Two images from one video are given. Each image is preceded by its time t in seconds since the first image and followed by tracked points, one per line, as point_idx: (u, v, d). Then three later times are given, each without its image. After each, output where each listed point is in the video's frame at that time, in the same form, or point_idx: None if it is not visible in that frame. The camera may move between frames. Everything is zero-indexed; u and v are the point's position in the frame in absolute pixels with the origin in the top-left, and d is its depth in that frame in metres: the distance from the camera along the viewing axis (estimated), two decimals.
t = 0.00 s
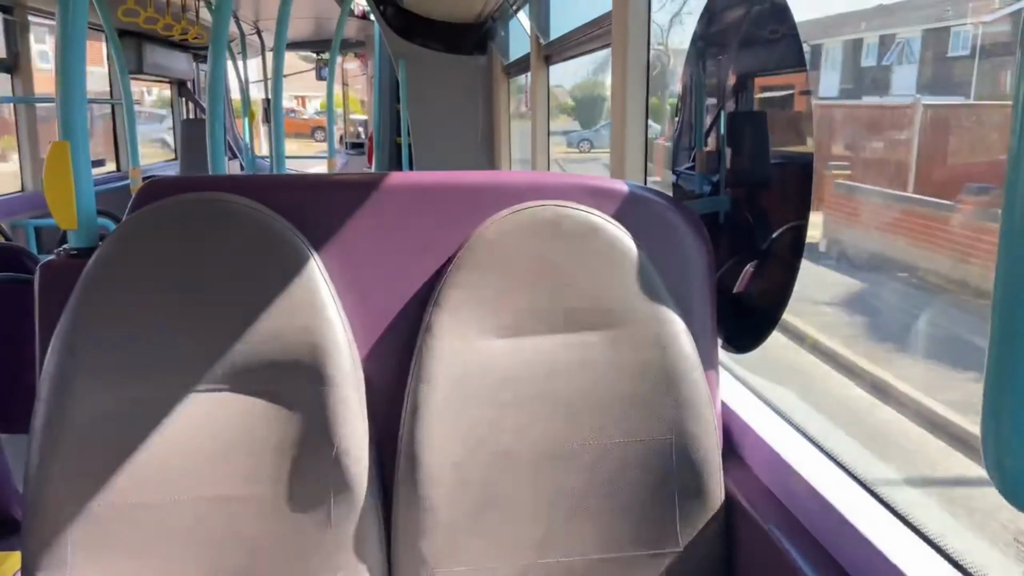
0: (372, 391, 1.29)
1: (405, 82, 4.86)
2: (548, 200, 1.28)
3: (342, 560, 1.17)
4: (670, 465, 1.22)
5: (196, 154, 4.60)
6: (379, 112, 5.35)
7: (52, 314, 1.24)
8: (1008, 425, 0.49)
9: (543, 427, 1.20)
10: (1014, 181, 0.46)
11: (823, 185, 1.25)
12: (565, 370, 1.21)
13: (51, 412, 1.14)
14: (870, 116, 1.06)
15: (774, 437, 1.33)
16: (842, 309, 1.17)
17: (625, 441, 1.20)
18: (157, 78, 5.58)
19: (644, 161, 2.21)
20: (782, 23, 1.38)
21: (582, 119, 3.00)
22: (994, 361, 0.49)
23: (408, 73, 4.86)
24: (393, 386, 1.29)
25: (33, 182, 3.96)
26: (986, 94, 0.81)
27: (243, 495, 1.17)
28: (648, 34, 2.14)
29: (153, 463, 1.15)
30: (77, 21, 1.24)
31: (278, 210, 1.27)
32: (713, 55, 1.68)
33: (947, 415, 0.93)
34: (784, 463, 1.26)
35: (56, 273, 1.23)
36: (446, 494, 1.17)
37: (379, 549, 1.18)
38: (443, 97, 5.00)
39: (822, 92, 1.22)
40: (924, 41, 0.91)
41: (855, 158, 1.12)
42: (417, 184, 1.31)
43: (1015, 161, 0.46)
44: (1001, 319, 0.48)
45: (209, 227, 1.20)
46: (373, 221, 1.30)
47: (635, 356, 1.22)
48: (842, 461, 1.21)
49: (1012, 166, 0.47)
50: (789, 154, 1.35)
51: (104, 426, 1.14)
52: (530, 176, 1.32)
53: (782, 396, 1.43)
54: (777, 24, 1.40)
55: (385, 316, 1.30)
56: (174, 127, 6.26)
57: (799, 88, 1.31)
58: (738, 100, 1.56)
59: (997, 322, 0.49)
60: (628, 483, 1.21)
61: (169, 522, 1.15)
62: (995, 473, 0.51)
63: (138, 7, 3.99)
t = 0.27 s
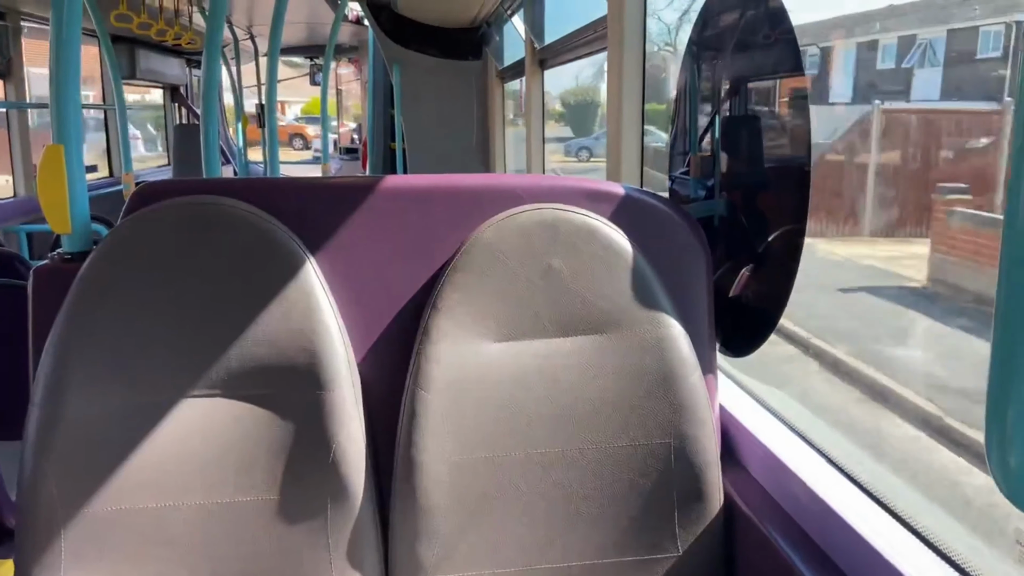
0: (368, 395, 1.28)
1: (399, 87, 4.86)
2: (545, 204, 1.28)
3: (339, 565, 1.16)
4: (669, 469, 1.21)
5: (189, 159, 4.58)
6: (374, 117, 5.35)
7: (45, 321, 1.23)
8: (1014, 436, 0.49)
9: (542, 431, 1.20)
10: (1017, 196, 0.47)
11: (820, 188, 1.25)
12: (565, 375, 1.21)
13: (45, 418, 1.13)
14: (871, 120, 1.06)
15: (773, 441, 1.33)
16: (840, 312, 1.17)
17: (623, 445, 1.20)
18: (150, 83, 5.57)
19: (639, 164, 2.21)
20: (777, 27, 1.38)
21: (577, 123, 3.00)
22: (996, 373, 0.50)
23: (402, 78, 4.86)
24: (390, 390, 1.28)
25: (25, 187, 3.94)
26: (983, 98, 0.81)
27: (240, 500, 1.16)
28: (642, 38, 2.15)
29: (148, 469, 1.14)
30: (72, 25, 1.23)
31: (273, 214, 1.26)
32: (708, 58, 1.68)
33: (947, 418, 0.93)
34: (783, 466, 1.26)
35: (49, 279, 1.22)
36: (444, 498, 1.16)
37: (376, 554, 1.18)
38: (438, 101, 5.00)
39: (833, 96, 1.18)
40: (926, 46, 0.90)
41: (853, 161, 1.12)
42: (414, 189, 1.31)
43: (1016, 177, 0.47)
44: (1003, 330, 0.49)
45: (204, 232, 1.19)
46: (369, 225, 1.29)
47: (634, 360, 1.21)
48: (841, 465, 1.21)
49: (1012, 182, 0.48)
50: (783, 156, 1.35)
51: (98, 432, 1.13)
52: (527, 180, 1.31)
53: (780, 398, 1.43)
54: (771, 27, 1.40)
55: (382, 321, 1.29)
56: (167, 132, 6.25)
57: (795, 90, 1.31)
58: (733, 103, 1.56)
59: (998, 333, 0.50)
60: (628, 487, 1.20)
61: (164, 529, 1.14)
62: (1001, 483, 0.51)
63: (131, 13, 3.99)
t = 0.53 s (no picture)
0: (363, 407, 1.28)
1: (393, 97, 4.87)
2: (540, 217, 1.28)
3: None
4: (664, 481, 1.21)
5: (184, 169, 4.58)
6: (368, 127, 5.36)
7: (40, 335, 1.23)
8: (1008, 456, 0.50)
9: (538, 444, 1.20)
10: (1005, 221, 0.48)
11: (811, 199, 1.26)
12: (561, 389, 1.21)
13: (39, 431, 1.12)
14: (881, 129, 1.00)
15: (767, 453, 1.34)
16: (833, 323, 1.18)
17: (617, 456, 1.20)
18: (144, 93, 5.57)
19: (633, 175, 2.22)
20: (768, 39, 1.40)
21: (571, 133, 3.01)
22: (986, 394, 0.51)
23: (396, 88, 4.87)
24: (385, 401, 1.28)
25: (18, 198, 3.93)
26: (978, 109, 0.83)
27: (235, 513, 1.15)
28: (635, 50, 2.16)
29: (144, 482, 1.14)
30: (68, 39, 1.24)
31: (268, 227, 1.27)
32: (701, 69, 1.70)
33: (940, 428, 0.94)
34: (777, 478, 1.27)
35: (44, 294, 1.23)
36: (439, 510, 1.16)
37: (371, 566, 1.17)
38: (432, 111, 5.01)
39: (845, 105, 1.11)
40: (949, 50, 0.87)
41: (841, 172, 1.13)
42: (409, 201, 1.31)
43: (1003, 202, 0.48)
44: (992, 352, 0.50)
45: (200, 246, 1.19)
46: (364, 238, 1.30)
47: (629, 374, 1.22)
48: (834, 476, 1.22)
49: (999, 206, 0.49)
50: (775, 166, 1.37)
51: (93, 445, 1.13)
52: (522, 193, 1.32)
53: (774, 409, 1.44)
54: (763, 39, 1.42)
55: (377, 333, 1.29)
56: (161, 142, 6.24)
57: (786, 102, 1.32)
58: (726, 114, 1.57)
59: (987, 354, 0.51)
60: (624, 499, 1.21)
61: (159, 543, 1.14)
62: (995, 502, 0.52)
63: (126, 24, 3.99)
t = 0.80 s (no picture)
0: (354, 413, 1.28)
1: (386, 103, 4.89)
2: (530, 225, 1.29)
3: None
4: (653, 488, 1.21)
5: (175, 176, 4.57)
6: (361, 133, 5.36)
7: (29, 343, 1.22)
8: (985, 461, 0.51)
9: (528, 452, 1.20)
10: (980, 231, 0.49)
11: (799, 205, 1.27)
12: (550, 396, 1.21)
13: (29, 439, 1.12)
14: (905, 138, 0.93)
15: (755, 458, 1.35)
16: (822, 329, 1.19)
17: (606, 462, 1.21)
18: (136, 100, 5.56)
19: (624, 180, 2.23)
20: (757, 46, 1.41)
21: (563, 140, 3.03)
22: (963, 400, 0.52)
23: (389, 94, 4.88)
24: (376, 407, 1.29)
25: (9, 204, 3.91)
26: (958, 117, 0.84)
27: (226, 520, 1.15)
28: (626, 56, 2.17)
29: (134, 489, 1.13)
30: (57, 48, 1.24)
31: (259, 234, 1.27)
32: (691, 75, 1.71)
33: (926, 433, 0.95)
34: (764, 484, 1.27)
35: (34, 302, 1.23)
36: (429, 515, 1.17)
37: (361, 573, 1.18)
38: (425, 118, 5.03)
39: (863, 112, 1.03)
40: (980, 50, 0.80)
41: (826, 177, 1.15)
42: (400, 209, 1.32)
43: (978, 212, 0.49)
44: (968, 359, 0.51)
45: (191, 255, 1.20)
46: (355, 246, 1.30)
47: (618, 381, 1.22)
48: (821, 482, 1.23)
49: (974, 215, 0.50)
50: (764, 171, 1.38)
51: (83, 452, 1.12)
52: (512, 200, 1.33)
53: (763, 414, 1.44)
54: (752, 46, 1.43)
55: (367, 340, 1.30)
56: (153, 148, 6.23)
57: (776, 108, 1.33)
58: (716, 120, 1.59)
59: (963, 361, 0.51)
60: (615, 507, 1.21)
61: (149, 550, 1.14)
62: (972, 507, 0.53)
63: (117, 30, 3.99)
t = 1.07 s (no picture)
0: (353, 417, 1.28)
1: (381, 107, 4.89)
2: (529, 227, 1.29)
3: None
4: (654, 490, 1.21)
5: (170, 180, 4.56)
6: (357, 137, 5.35)
7: (27, 346, 1.22)
8: (991, 461, 0.51)
9: (529, 454, 1.20)
10: (985, 230, 0.49)
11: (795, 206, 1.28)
12: (551, 398, 1.21)
13: (27, 442, 1.12)
14: (941, 146, 0.88)
15: (755, 460, 1.35)
16: (820, 330, 1.19)
17: (606, 464, 1.21)
18: (131, 104, 5.55)
19: (620, 183, 2.23)
20: (753, 48, 1.41)
21: (559, 143, 3.03)
22: (969, 399, 0.52)
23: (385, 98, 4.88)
24: (375, 410, 1.28)
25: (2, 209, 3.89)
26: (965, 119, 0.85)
27: (225, 523, 1.15)
28: (622, 60, 2.18)
29: (133, 493, 1.13)
30: (54, 50, 1.23)
31: (257, 237, 1.27)
32: (687, 78, 1.72)
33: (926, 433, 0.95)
34: (765, 485, 1.27)
35: (32, 305, 1.22)
36: (429, 518, 1.16)
37: None
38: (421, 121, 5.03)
39: (890, 117, 0.98)
40: None
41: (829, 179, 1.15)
42: (398, 211, 1.31)
43: (984, 211, 0.49)
44: (973, 358, 0.51)
45: (189, 258, 1.19)
46: (354, 248, 1.30)
47: (618, 382, 1.22)
48: (820, 483, 1.23)
49: (978, 214, 0.50)
50: (760, 171, 1.39)
51: (81, 455, 1.12)
52: (511, 203, 1.33)
53: (762, 416, 1.45)
54: (747, 49, 1.44)
55: (366, 343, 1.30)
56: (148, 153, 6.21)
57: (772, 111, 1.34)
58: (712, 123, 1.59)
59: (968, 360, 0.52)
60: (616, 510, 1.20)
61: (148, 554, 1.13)
62: (978, 506, 0.53)
63: (112, 34, 3.98)
